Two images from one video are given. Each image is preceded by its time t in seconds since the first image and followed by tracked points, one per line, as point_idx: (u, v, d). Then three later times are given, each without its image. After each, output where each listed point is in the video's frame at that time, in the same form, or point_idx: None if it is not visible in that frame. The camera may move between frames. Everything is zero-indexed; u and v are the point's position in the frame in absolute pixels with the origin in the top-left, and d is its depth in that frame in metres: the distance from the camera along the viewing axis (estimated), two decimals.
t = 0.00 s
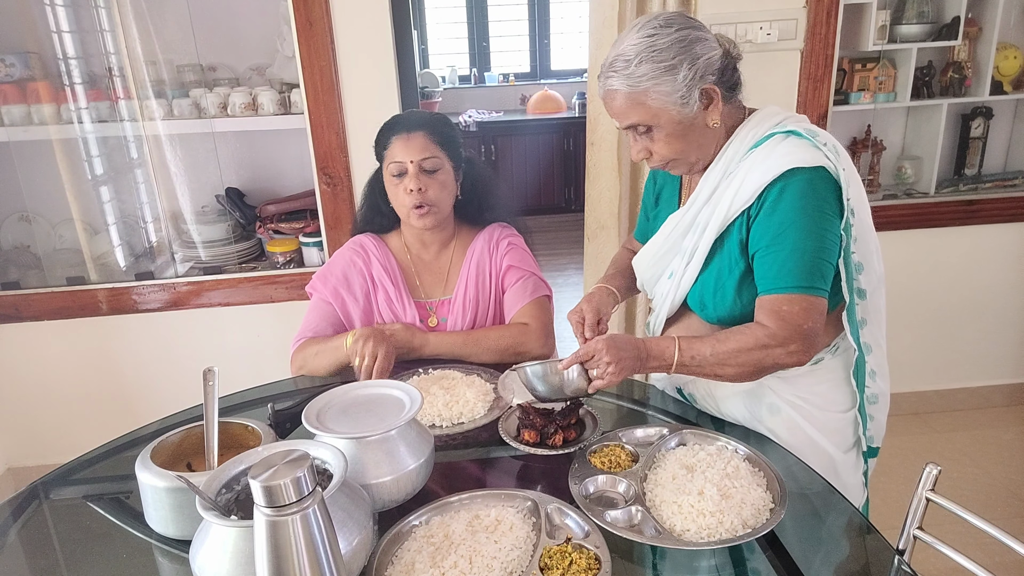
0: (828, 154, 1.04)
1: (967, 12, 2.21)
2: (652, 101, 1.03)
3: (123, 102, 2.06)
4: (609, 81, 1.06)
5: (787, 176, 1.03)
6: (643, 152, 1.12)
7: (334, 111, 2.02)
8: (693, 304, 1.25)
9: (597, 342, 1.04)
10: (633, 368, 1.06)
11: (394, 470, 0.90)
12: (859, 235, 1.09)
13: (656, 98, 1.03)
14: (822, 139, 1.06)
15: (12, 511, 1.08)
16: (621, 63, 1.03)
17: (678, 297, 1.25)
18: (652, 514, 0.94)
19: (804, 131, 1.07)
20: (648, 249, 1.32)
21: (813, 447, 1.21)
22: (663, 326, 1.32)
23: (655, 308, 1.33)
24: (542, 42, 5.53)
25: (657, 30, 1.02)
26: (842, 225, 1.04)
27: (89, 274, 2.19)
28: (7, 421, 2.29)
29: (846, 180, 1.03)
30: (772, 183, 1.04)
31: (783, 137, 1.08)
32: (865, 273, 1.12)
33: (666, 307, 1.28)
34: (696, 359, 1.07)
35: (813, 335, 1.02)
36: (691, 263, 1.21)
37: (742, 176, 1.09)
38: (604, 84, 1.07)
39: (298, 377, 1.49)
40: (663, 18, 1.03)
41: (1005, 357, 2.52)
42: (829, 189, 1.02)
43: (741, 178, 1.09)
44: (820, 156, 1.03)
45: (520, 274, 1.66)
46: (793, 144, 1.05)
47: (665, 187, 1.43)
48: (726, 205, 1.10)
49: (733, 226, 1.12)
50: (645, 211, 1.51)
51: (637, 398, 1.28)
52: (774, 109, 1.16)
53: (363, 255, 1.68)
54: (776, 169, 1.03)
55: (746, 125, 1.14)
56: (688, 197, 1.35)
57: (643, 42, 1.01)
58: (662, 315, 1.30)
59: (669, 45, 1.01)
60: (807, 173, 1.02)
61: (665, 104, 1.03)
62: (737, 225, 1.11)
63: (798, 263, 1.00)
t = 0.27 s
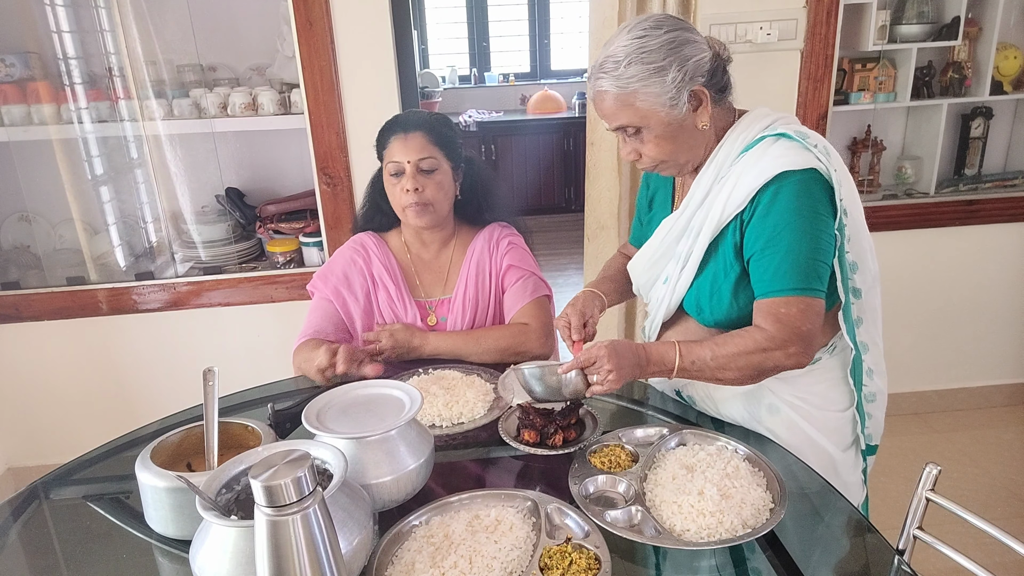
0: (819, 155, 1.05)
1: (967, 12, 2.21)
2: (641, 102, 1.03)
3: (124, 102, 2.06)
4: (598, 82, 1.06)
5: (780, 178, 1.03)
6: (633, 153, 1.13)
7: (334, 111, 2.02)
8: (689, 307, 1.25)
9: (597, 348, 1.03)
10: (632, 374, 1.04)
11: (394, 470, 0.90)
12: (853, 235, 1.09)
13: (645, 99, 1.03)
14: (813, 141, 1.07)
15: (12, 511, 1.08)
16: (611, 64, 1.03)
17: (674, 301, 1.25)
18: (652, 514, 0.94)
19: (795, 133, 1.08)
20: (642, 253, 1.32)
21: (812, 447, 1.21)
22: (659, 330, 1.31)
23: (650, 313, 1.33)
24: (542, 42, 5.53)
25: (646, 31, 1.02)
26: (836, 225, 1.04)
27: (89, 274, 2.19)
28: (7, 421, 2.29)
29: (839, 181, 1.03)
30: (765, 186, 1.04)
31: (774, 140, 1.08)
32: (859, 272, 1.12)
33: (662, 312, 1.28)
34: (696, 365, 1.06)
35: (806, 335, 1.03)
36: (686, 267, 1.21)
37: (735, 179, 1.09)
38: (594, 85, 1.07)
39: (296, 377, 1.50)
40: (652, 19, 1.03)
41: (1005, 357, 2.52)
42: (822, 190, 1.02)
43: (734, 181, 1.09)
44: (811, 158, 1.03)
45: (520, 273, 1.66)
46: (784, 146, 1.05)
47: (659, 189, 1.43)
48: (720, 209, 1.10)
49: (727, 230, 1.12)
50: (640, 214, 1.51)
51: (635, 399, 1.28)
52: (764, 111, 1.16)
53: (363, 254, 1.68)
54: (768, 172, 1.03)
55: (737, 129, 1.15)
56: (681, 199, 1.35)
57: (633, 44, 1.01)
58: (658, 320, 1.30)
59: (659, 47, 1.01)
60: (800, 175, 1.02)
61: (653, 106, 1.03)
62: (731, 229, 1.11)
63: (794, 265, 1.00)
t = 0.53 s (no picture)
0: (809, 159, 1.04)
1: (967, 12, 2.21)
2: (631, 105, 1.04)
3: (124, 102, 2.06)
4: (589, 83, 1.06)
5: (769, 184, 1.03)
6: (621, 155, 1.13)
7: (334, 111, 2.02)
8: (683, 312, 1.25)
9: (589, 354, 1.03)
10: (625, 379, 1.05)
11: (394, 470, 0.90)
12: (845, 236, 1.09)
13: (636, 102, 1.03)
14: (802, 145, 1.06)
15: (12, 511, 1.08)
16: (602, 66, 1.03)
17: (667, 306, 1.25)
18: (652, 514, 0.94)
19: (784, 138, 1.08)
20: (635, 258, 1.32)
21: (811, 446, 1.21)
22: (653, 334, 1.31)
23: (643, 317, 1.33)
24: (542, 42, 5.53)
25: (639, 33, 1.01)
26: (826, 229, 1.04)
27: (89, 274, 2.19)
28: (7, 421, 2.29)
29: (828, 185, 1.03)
30: (754, 192, 1.04)
31: (763, 144, 1.08)
32: (851, 274, 1.11)
33: (656, 316, 1.28)
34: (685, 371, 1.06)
35: (797, 337, 1.03)
36: (678, 272, 1.21)
37: (725, 185, 1.09)
38: (585, 86, 1.07)
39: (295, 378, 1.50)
40: (645, 21, 1.03)
41: (1005, 357, 2.52)
42: (811, 194, 1.02)
43: (723, 187, 1.09)
44: (800, 163, 1.03)
45: (522, 272, 1.66)
46: (773, 151, 1.05)
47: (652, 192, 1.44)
48: (710, 214, 1.10)
49: (717, 235, 1.12)
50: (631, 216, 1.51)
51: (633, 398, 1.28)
52: (754, 115, 1.16)
53: (365, 252, 1.68)
54: (757, 178, 1.03)
55: (727, 133, 1.14)
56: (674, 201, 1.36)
57: (625, 46, 1.01)
58: (651, 324, 1.30)
59: (650, 49, 1.01)
60: (789, 180, 1.02)
61: (642, 109, 1.04)
62: (722, 234, 1.11)
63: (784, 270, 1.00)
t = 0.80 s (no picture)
0: (798, 164, 1.04)
1: (967, 13, 2.21)
2: (622, 108, 1.04)
3: (123, 102, 2.06)
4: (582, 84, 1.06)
5: (758, 189, 1.03)
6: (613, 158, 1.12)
7: (334, 111, 2.02)
8: (675, 316, 1.25)
9: (569, 356, 1.03)
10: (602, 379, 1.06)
11: (394, 470, 0.90)
12: (836, 239, 1.09)
13: (627, 105, 1.03)
14: (792, 150, 1.06)
15: (13, 511, 1.08)
16: (596, 67, 1.03)
17: (657, 310, 1.25)
18: (652, 514, 0.94)
19: (774, 142, 1.07)
20: (627, 262, 1.32)
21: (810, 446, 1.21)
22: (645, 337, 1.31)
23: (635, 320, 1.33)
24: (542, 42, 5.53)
25: (634, 35, 1.02)
26: (815, 234, 1.04)
27: (89, 274, 2.19)
28: (7, 421, 2.29)
29: (817, 190, 1.03)
30: (742, 197, 1.04)
31: (753, 149, 1.08)
32: (844, 277, 1.11)
33: (647, 321, 1.28)
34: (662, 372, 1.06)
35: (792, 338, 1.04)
36: (668, 276, 1.21)
37: (714, 190, 1.09)
38: (577, 87, 1.07)
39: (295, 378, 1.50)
40: (640, 24, 1.03)
41: (1005, 357, 2.52)
42: (800, 200, 1.02)
43: (713, 192, 1.09)
44: (789, 168, 1.03)
45: (524, 273, 1.66)
46: (762, 156, 1.05)
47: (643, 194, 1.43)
48: (700, 219, 1.10)
49: (707, 239, 1.12)
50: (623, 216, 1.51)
51: (632, 398, 1.28)
52: (745, 118, 1.16)
53: (367, 251, 1.68)
54: (745, 183, 1.03)
55: (717, 138, 1.14)
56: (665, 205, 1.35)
57: (618, 48, 1.01)
58: (643, 327, 1.30)
59: (644, 53, 1.01)
60: (777, 186, 1.02)
61: (634, 112, 1.04)
62: (711, 239, 1.11)
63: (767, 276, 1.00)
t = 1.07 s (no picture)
0: (790, 169, 1.04)
1: (967, 13, 2.21)
2: (615, 111, 1.04)
3: (123, 102, 2.06)
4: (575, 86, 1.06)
5: (749, 194, 1.03)
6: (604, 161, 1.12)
7: (334, 111, 2.02)
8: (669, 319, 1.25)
9: (555, 362, 1.01)
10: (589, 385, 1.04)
11: (394, 470, 0.90)
12: (830, 242, 1.09)
13: (620, 109, 1.03)
14: (783, 154, 1.06)
15: (12, 511, 1.08)
16: (590, 69, 1.03)
17: (652, 313, 1.25)
18: (652, 514, 0.94)
19: (766, 146, 1.07)
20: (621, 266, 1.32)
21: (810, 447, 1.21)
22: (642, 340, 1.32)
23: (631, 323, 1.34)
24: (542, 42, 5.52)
25: (629, 38, 1.01)
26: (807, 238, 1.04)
27: (89, 274, 2.19)
28: (7, 421, 2.29)
29: (808, 195, 1.03)
30: (733, 202, 1.04)
31: (745, 153, 1.08)
32: (839, 280, 1.12)
33: (642, 324, 1.29)
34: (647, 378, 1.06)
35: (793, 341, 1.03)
36: (663, 280, 1.21)
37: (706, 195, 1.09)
38: (571, 89, 1.07)
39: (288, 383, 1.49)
40: (635, 26, 1.03)
41: (1005, 357, 2.52)
42: (791, 204, 1.02)
43: (705, 197, 1.09)
44: (780, 173, 1.03)
45: (524, 273, 1.66)
46: (754, 161, 1.05)
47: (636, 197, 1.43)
48: (692, 223, 1.10)
49: (700, 244, 1.12)
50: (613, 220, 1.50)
51: (632, 399, 1.28)
52: (738, 122, 1.16)
53: (368, 251, 1.68)
54: (736, 188, 1.03)
55: (709, 142, 1.15)
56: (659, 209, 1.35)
57: (613, 50, 1.01)
58: (639, 330, 1.31)
59: (638, 56, 1.01)
60: (768, 191, 1.02)
61: (627, 116, 1.04)
62: (704, 243, 1.11)
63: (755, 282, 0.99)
